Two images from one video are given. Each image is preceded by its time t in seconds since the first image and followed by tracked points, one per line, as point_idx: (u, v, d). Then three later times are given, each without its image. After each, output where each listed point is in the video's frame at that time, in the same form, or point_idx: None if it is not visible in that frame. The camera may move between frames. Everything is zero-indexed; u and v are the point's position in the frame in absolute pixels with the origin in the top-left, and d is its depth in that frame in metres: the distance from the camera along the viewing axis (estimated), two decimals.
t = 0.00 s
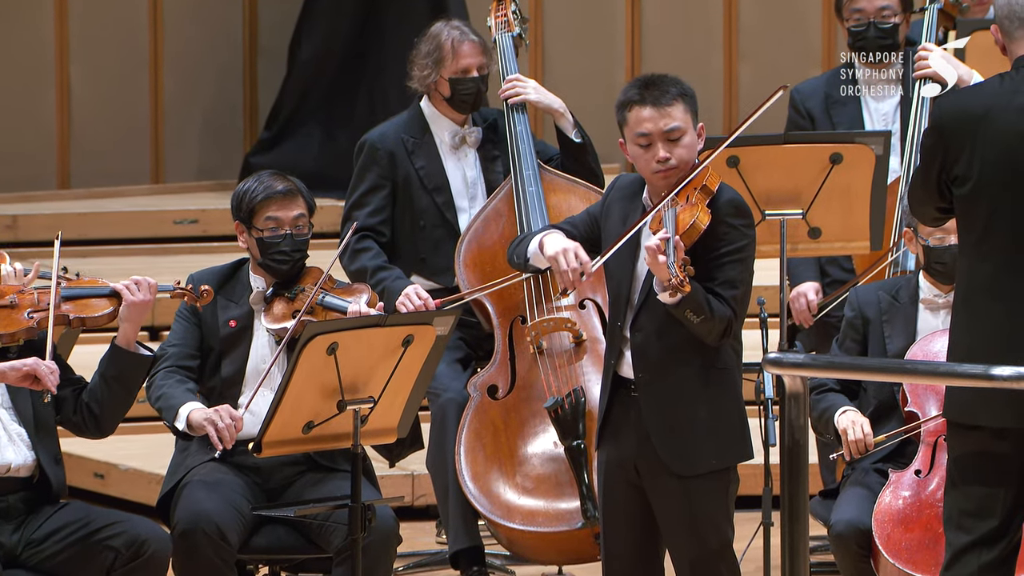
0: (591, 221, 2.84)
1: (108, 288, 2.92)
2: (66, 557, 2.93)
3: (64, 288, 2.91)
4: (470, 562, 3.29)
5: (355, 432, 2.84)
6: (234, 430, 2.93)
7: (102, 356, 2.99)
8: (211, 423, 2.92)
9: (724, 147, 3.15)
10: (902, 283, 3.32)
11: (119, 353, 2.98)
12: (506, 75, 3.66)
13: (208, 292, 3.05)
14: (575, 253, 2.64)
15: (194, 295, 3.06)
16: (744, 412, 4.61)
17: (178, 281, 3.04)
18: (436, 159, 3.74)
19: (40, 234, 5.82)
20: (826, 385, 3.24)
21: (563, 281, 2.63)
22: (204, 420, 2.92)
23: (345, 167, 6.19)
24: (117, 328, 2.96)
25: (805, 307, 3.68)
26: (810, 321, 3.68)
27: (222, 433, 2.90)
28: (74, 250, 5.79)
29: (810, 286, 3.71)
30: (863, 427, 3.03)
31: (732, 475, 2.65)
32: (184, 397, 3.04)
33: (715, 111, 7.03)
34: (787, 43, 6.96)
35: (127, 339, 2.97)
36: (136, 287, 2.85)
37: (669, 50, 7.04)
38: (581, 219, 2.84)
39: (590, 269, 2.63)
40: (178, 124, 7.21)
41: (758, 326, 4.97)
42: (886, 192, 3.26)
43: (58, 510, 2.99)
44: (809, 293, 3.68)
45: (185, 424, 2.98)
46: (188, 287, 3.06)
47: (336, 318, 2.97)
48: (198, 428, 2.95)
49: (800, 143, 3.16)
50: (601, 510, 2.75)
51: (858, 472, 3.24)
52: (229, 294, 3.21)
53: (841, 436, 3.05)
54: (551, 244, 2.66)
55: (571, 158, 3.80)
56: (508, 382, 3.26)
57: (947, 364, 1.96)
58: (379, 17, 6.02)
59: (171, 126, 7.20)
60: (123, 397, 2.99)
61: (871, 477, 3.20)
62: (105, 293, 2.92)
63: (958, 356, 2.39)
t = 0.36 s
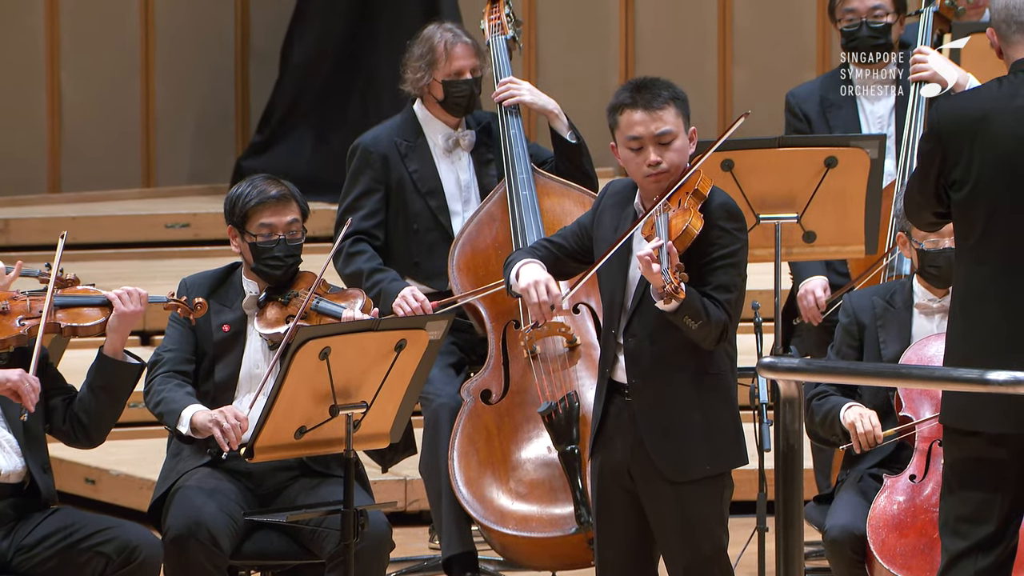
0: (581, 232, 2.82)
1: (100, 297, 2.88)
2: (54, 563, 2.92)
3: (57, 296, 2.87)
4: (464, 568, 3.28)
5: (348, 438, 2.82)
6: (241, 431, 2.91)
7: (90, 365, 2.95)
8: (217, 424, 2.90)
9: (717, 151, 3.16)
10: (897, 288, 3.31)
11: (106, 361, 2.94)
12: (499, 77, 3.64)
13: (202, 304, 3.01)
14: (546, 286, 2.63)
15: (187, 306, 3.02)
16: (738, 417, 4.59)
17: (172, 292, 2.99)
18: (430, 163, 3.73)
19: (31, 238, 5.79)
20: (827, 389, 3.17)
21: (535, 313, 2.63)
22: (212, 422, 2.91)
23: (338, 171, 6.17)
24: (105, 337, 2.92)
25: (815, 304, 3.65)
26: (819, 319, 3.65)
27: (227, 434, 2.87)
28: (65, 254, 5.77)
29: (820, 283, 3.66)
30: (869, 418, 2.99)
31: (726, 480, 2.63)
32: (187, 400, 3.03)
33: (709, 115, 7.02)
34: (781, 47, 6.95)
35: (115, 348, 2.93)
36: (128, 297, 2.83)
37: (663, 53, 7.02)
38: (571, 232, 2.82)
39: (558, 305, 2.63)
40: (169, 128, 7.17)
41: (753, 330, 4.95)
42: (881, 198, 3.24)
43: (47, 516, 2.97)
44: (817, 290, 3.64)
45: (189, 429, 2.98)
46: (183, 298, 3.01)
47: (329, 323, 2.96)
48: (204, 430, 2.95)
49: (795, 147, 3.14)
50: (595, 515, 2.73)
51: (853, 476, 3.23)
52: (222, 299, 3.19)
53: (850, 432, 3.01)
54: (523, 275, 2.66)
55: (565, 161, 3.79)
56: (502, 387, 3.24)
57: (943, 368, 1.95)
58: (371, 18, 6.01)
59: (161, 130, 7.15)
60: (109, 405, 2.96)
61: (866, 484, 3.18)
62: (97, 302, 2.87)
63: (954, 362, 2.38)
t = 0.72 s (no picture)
0: (573, 242, 2.80)
1: (96, 312, 2.84)
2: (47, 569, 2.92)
3: (53, 309, 2.83)
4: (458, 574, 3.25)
5: (342, 443, 2.80)
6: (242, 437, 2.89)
7: (82, 379, 2.94)
8: (217, 431, 2.90)
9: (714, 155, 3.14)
10: (890, 293, 3.29)
11: (97, 377, 2.92)
12: (494, 81, 3.63)
13: (198, 325, 2.95)
14: (524, 307, 2.66)
15: (183, 326, 2.97)
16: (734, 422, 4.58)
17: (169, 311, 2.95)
18: (425, 167, 3.71)
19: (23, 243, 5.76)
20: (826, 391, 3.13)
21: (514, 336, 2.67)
22: (211, 429, 2.91)
23: (331, 174, 6.15)
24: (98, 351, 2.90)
25: (819, 303, 3.64)
26: (825, 316, 3.65)
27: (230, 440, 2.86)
28: (58, 259, 5.74)
29: (823, 280, 3.65)
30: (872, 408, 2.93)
31: (722, 486, 2.61)
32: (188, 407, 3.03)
33: (705, 119, 7.01)
34: (777, 51, 6.94)
35: (107, 363, 2.91)
36: (123, 313, 2.80)
37: (659, 56, 7.00)
38: (564, 241, 2.80)
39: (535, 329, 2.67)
40: (161, 132, 7.13)
41: (748, 335, 4.93)
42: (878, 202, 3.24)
43: (39, 523, 2.97)
44: (822, 287, 3.63)
45: (190, 435, 2.99)
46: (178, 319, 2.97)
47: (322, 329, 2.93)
48: (205, 436, 2.95)
49: (791, 151, 3.12)
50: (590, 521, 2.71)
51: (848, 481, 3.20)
52: (215, 304, 3.18)
53: (853, 425, 2.95)
54: (504, 293, 2.70)
55: (562, 165, 3.76)
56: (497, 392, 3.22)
57: (940, 373, 1.94)
58: (365, 20, 5.99)
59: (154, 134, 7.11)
60: (99, 419, 2.94)
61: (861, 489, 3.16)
62: (92, 316, 2.83)
63: (952, 368, 2.37)
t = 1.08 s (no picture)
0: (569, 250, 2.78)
1: (90, 342, 2.84)
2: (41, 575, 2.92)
3: (52, 332, 2.82)
4: None
5: (336, 449, 2.78)
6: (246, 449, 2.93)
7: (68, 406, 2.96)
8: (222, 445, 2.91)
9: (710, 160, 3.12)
10: (882, 299, 3.28)
11: (83, 409, 2.94)
12: (489, 85, 3.61)
13: (192, 373, 2.91)
14: (509, 329, 2.62)
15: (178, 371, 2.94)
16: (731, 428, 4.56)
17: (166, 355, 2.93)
18: (420, 172, 3.70)
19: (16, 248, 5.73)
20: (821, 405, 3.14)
21: (497, 356, 2.62)
22: (215, 441, 2.90)
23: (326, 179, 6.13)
24: (88, 384, 2.93)
25: (814, 307, 3.64)
26: (820, 320, 3.65)
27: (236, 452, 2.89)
28: (51, 264, 5.71)
29: (817, 284, 3.65)
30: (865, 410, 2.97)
31: (719, 493, 2.60)
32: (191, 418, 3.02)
33: (702, 123, 7.00)
34: (775, 54, 6.93)
35: (94, 397, 2.94)
36: (119, 350, 2.83)
37: (655, 59, 6.99)
38: (560, 249, 2.79)
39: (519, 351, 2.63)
40: (155, 136, 7.10)
41: (745, 340, 4.92)
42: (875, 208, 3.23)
43: (33, 528, 2.97)
44: (816, 291, 3.64)
45: (193, 448, 2.96)
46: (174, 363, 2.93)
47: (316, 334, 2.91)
48: (208, 449, 2.94)
49: (788, 155, 3.11)
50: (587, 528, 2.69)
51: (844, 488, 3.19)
52: (210, 310, 3.15)
53: (846, 434, 3.00)
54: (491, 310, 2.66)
55: (558, 170, 3.75)
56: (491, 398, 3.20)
57: (936, 380, 1.93)
58: (360, 22, 5.97)
59: (148, 138, 7.08)
60: (77, 450, 2.95)
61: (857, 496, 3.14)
62: (86, 346, 2.84)
63: (951, 373, 2.35)
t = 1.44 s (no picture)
0: (570, 255, 2.75)
1: (82, 357, 2.82)
2: None
3: (43, 344, 2.80)
4: None
5: (334, 454, 2.76)
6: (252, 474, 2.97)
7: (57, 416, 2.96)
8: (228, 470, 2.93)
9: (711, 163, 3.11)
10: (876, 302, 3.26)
11: (69, 422, 2.94)
12: (485, 89, 3.59)
13: (182, 394, 2.92)
14: (498, 344, 2.58)
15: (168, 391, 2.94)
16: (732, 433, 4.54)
17: (156, 375, 2.93)
18: (418, 177, 3.68)
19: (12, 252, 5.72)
20: (818, 427, 3.19)
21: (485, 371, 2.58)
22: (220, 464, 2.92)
23: (323, 182, 6.11)
24: (77, 399, 2.92)
25: (813, 310, 3.61)
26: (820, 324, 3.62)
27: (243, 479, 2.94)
28: (47, 269, 5.70)
29: (818, 288, 3.62)
30: (853, 455, 2.99)
31: (723, 499, 2.58)
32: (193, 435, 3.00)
33: (702, 125, 6.98)
34: (775, 57, 6.91)
35: (82, 412, 2.92)
36: (108, 367, 2.80)
37: (654, 61, 6.98)
38: (561, 254, 2.76)
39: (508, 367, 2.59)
40: (151, 138, 7.07)
41: (746, 345, 4.91)
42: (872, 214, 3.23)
43: (29, 534, 2.97)
44: (816, 295, 3.61)
45: (197, 469, 2.94)
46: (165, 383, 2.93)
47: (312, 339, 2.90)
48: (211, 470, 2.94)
49: (788, 159, 3.12)
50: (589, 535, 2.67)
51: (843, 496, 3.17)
52: (207, 316, 3.13)
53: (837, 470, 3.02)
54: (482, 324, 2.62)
55: (557, 174, 3.73)
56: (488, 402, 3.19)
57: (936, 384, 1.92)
58: (359, 24, 5.96)
59: (145, 141, 7.06)
60: (60, 463, 2.96)
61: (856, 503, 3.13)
62: (77, 360, 2.82)
63: (951, 378, 2.33)
